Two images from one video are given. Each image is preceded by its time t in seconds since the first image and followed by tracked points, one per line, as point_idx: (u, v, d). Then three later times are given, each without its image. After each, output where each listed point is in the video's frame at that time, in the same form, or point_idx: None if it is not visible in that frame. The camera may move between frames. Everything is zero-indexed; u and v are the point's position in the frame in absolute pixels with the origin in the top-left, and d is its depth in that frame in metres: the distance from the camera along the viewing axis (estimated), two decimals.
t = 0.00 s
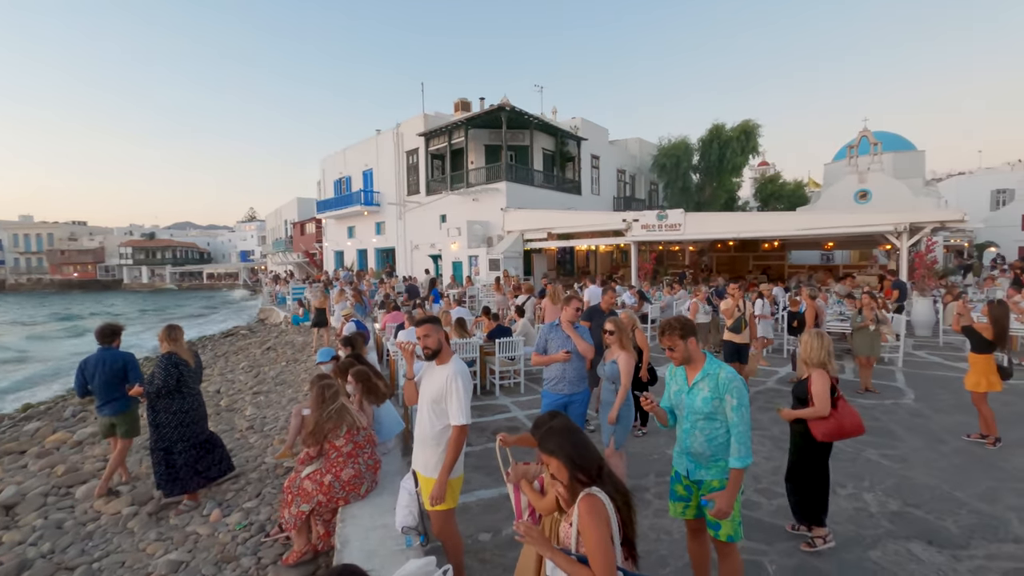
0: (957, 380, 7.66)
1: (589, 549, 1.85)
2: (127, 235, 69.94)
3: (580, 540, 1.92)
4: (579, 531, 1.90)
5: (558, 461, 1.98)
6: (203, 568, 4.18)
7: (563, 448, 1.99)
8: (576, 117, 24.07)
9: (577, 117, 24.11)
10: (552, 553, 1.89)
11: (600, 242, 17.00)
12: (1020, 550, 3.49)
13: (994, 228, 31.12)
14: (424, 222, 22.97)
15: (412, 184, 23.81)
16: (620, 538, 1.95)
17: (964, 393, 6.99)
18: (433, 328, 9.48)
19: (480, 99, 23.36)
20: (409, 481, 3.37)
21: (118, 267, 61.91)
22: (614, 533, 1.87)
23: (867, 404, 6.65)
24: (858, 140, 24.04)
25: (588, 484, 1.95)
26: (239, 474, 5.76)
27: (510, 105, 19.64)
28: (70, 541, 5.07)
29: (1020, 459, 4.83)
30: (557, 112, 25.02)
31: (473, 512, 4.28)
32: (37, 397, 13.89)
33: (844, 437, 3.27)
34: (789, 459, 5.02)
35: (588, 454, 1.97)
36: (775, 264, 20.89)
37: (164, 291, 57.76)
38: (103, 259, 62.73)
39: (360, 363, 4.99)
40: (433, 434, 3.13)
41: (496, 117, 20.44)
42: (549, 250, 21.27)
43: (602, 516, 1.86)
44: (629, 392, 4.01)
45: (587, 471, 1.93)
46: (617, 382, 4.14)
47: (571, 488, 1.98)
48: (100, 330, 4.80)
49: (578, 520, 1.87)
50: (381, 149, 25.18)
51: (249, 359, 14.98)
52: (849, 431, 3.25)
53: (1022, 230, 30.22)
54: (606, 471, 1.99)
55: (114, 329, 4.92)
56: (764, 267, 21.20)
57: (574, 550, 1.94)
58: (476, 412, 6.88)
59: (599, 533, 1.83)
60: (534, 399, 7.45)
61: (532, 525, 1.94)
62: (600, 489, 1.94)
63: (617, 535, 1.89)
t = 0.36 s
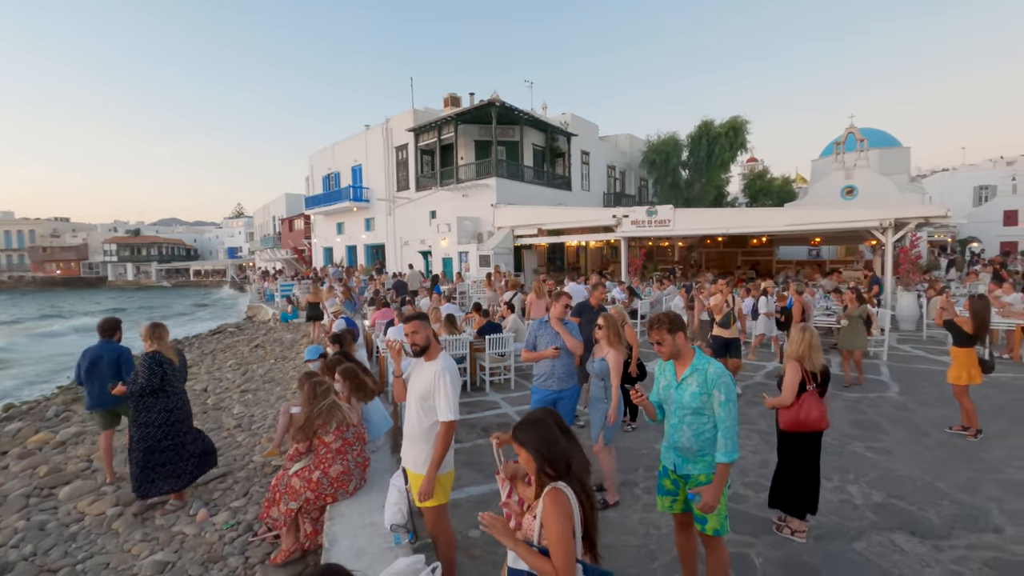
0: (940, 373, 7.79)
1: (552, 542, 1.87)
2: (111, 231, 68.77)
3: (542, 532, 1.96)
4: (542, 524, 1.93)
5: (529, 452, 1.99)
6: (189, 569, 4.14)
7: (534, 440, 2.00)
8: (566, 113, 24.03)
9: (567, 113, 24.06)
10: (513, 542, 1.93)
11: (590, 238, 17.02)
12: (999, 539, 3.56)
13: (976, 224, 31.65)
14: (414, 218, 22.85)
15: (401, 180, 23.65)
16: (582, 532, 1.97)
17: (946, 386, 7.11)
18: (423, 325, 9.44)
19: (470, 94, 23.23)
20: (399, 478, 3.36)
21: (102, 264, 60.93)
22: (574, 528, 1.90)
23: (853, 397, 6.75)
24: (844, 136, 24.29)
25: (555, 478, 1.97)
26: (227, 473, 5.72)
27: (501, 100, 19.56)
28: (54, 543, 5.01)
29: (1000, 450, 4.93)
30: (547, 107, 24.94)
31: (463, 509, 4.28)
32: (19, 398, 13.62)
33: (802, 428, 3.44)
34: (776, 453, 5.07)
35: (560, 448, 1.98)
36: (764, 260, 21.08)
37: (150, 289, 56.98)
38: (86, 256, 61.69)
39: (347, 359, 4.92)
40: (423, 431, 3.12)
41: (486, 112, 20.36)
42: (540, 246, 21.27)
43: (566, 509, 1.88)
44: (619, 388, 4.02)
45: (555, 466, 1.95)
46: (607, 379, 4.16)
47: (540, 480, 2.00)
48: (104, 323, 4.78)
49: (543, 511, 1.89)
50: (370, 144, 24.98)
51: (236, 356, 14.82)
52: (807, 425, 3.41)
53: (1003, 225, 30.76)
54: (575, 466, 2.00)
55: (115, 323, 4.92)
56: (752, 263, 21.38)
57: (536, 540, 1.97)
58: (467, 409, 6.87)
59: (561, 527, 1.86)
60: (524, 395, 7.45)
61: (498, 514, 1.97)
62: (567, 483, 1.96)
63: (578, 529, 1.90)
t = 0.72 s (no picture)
0: (928, 370, 7.86)
1: (492, 513, 2.09)
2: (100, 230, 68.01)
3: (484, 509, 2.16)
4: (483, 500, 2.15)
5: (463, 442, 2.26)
6: (177, 571, 4.10)
7: (470, 430, 2.26)
8: (559, 111, 24.03)
9: (560, 111, 24.06)
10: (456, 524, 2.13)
11: (583, 236, 17.04)
12: (983, 534, 3.61)
13: (963, 222, 32.05)
14: (407, 217, 22.78)
15: (393, 178, 23.55)
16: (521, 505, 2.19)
17: (933, 383, 7.18)
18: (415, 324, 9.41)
19: (463, 92, 23.16)
20: (388, 479, 3.33)
21: (90, 263, 60.26)
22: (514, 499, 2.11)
23: (842, 394, 6.80)
24: (835, 135, 24.49)
25: (489, 459, 2.21)
26: (216, 474, 5.67)
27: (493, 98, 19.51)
28: (39, 546, 4.94)
29: (986, 446, 4.98)
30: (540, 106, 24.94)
31: (455, 509, 4.26)
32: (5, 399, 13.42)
33: (779, 425, 3.49)
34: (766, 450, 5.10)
35: (493, 432, 2.25)
36: (755, 258, 21.21)
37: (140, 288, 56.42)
38: (75, 255, 60.97)
39: (338, 359, 4.89)
40: (412, 431, 3.12)
41: (479, 110, 20.30)
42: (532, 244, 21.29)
43: (502, 483, 2.11)
44: (609, 387, 4.04)
45: (489, 447, 2.20)
46: (597, 378, 4.17)
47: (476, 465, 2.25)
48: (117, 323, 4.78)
49: (481, 487, 2.13)
50: (362, 142, 24.85)
51: (227, 356, 14.70)
52: (785, 422, 3.44)
53: (989, 223, 31.17)
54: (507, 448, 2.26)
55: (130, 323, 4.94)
56: (744, 261, 21.51)
57: (480, 518, 2.16)
58: (459, 407, 6.86)
59: (498, 497, 2.08)
60: (516, 394, 7.45)
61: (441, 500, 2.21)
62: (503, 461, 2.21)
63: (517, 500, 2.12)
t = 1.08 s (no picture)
0: (926, 370, 7.87)
1: (459, 501, 2.12)
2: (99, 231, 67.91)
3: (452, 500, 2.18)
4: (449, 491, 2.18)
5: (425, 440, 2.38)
6: (173, 573, 4.08)
7: (432, 427, 2.35)
8: (558, 112, 24.03)
9: (559, 112, 24.06)
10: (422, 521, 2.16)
11: (581, 236, 17.05)
12: (979, 535, 3.62)
13: (961, 222, 32.15)
14: (405, 217, 22.78)
15: (392, 178, 23.54)
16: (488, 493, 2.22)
17: (932, 383, 7.18)
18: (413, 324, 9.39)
19: (461, 92, 23.15)
20: (385, 480, 3.32)
21: (89, 263, 60.21)
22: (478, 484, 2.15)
23: (840, 394, 6.81)
24: (833, 136, 24.54)
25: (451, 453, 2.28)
26: (213, 476, 5.66)
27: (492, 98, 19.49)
28: (35, 548, 4.93)
29: (983, 446, 4.99)
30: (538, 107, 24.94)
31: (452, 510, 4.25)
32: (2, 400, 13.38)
33: (782, 427, 3.48)
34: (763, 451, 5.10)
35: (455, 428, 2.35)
36: (754, 258, 21.23)
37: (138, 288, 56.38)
38: (73, 255, 60.86)
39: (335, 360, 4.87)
40: (409, 432, 3.12)
41: (477, 111, 20.31)
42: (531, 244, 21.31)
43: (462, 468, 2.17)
44: (606, 387, 4.03)
45: (449, 441, 2.28)
46: (595, 378, 4.16)
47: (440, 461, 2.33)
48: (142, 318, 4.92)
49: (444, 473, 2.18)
50: (360, 143, 24.84)
51: (225, 357, 14.69)
52: (787, 424, 3.44)
53: (988, 224, 31.24)
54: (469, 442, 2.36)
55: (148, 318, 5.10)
56: (743, 261, 21.54)
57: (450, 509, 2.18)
58: (456, 408, 6.85)
59: (463, 485, 2.13)
60: (514, 394, 7.44)
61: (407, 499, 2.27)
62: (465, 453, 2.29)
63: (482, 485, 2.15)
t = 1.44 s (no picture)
0: (926, 371, 7.85)
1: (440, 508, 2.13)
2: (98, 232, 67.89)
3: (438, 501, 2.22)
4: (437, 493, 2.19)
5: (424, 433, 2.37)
6: None
7: (435, 422, 2.33)
8: (558, 112, 24.03)
9: (558, 112, 24.06)
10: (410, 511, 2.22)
11: (581, 237, 17.06)
12: (978, 536, 3.61)
13: (961, 223, 32.21)
14: (405, 218, 22.78)
15: (392, 179, 23.53)
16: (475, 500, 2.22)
17: (931, 384, 7.18)
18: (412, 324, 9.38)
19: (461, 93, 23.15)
20: (383, 480, 3.31)
21: (89, 263, 60.18)
22: (464, 495, 2.13)
23: (839, 395, 6.81)
24: (833, 136, 24.58)
25: (449, 452, 2.27)
26: (211, 476, 5.65)
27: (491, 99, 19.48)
28: (33, 549, 4.92)
29: (982, 446, 4.99)
30: (538, 107, 24.94)
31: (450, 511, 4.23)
32: None
33: (785, 429, 3.46)
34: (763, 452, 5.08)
35: (454, 426, 2.32)
36: (754, 259, 21.23)
37: (138, 289, 56.38)
38: (73, 256, 60.87)
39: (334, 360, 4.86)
40: (408, 432, 3.12)
41: (476, 111, 20.31)
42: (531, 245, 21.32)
43: (452, 480, 2.13)
44: (605, 388, 4.03)
45: (449, 440, 2.26)
46: (594, 378, 4.15)
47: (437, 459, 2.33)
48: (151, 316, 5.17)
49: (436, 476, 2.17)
50: (360, 144, 24.84)
51: (224, 357, 14.68)
52: (790, 426, 3.43)
53: (987, 224, 31.26)
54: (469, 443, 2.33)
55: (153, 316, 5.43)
56: (742, 261, 21.54)
57: (433, 509, 2.22)
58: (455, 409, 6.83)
59: (448, 494, 2.11)
60: (513, 395, 7.43)
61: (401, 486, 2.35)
62: (460, 457, 2.27)
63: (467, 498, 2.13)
